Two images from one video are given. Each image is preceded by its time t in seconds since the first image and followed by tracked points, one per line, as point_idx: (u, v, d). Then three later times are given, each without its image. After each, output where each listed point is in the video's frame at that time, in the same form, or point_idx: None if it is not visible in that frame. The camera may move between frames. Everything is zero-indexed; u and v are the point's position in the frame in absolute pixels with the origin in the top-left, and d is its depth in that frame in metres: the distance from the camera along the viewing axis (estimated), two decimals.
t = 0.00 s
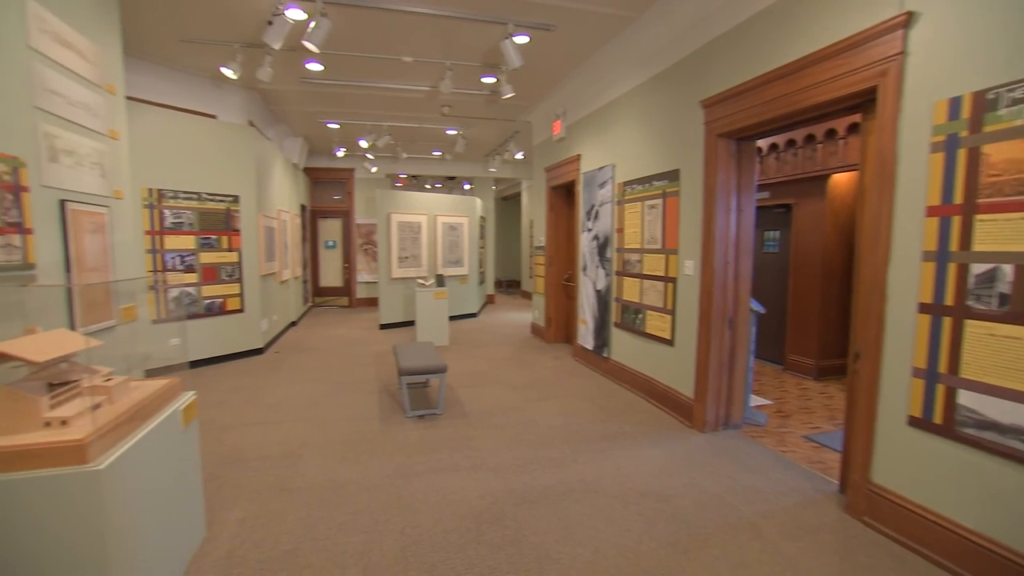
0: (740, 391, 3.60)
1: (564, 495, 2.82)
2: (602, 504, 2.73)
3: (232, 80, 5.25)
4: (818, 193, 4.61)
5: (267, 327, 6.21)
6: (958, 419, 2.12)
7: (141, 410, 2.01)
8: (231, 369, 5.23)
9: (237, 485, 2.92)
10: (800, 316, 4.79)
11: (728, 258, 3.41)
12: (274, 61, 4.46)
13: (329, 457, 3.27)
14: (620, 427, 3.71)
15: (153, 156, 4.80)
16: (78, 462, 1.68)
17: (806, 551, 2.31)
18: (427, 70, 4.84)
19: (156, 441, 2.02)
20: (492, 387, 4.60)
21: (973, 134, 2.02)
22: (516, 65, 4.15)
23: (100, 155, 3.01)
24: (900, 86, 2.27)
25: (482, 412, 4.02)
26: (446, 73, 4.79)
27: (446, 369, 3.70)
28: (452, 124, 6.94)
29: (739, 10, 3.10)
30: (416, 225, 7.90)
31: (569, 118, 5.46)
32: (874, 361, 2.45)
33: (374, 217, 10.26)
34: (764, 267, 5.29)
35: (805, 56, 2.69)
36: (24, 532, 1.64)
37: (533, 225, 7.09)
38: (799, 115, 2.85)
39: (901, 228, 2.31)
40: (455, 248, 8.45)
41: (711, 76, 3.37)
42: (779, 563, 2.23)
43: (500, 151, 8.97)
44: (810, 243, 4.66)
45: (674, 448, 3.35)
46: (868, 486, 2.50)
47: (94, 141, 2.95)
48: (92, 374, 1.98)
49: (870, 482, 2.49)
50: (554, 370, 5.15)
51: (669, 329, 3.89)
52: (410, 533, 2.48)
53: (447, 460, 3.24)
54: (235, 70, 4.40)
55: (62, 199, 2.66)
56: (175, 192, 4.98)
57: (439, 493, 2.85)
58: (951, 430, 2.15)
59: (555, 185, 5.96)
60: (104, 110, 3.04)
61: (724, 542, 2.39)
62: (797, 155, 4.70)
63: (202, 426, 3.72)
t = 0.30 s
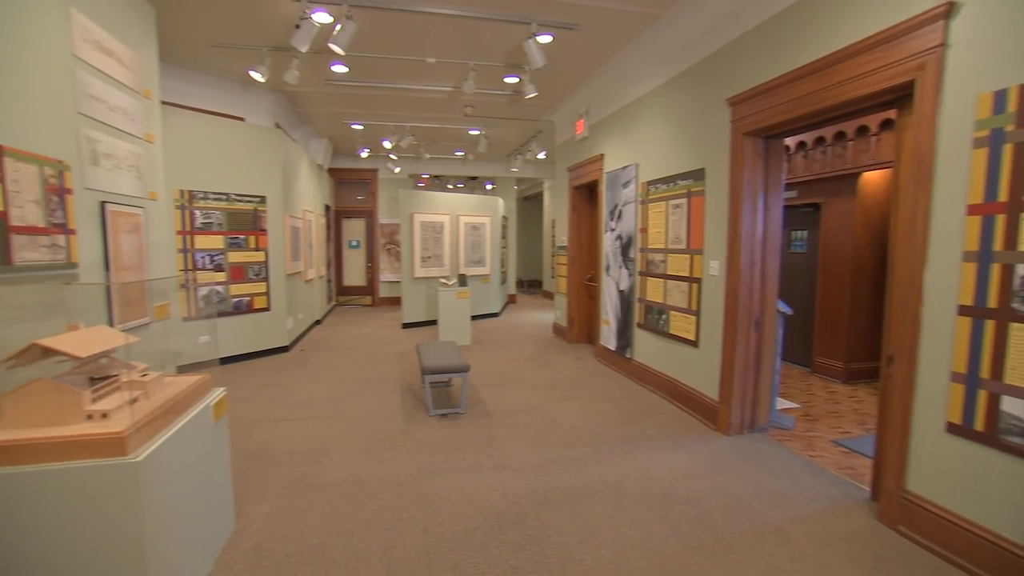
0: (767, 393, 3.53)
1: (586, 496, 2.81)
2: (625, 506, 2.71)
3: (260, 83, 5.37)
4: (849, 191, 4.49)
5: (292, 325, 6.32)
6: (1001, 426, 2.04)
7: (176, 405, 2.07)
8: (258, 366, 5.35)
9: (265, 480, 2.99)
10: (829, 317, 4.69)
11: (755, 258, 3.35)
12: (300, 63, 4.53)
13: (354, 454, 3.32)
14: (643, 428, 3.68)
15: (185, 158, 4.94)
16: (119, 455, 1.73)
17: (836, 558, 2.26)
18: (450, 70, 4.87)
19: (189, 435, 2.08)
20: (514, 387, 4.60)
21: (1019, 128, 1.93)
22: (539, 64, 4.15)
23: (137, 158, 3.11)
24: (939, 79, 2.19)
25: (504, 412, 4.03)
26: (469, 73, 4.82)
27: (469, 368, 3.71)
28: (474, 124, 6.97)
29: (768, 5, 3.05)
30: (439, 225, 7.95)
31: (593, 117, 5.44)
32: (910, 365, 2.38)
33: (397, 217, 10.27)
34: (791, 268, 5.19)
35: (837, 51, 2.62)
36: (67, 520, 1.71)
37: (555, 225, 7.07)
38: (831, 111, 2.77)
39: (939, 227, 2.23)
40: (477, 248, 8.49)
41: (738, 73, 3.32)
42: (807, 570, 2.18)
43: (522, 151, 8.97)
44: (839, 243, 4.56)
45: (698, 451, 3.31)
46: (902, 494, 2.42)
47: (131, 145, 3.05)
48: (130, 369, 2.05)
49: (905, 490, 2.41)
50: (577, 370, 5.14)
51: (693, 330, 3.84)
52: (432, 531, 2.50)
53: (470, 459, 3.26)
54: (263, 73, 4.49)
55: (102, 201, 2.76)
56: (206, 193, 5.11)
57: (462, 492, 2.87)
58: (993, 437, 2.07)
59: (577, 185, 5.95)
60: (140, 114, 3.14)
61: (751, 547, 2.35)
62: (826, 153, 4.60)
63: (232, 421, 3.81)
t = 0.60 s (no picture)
0: (793, 396, 3.46)
1: (608, 497, 2.79)
2: (648, 508, 2.68)
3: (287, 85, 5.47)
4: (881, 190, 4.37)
5: (316, 324, 6.43)
6: None
7: (207, 400, 2.12)
8: (283, 363, 5.45)
9: (291, 475, 3.05)
10: (859, 319, 4.57)
11: (781, 258, 3.28)
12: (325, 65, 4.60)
13: (378, 451, 3.37)
14: (666, 430, 3.64)
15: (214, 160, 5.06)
16: (154, 448, 1.78)
17: (866, 567, 2.20)
18: (472, 71, 4.89)
19: (219, 431, 2.13)
20: (536, 387, 4.60)
21: None
22: (562, 63, 4.14)
23: (171, 160, 3.20)
24: (982, 72, 2.09)
25: (526, 412, 4.03)
26: (492, 73, 4.83)
27: (491, 367, 3.72)
28: (496, 124, 6.98)
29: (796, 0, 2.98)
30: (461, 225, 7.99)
31: (615, 116, 5.41)
32: (947, 370, 2.29)
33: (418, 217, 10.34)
34: (819, 268, 5.08)
35: (870, 45, 2.54)
36: (104, 513, 1.76)
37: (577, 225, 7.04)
38: (863, 107, 2.69)
39: (980, 226, 2.15)
40: (499, 248, 8.51)
41: (765, 70, 3.26)
42: None
43: (544, 151, 8.96)
44: (870, 243, 4.44)
45: (722, 454, 3.25)
46: (939, 503, 2.34)
47: (165, 148, 3.14)
48: (164, 365, 2.12)
49: (943, 499, 2.33)
50: (599, 371, 5.11)
51: (717, 331, 3.79)
52: (455, 529, 2.52)
53: (491, 458, 3.27)
54: (290, 75, 4.58)
55: (137, 202, 2.85)
56: (234, 194, 5.23)
57: (483, 491, 2.87)
58: None
59: (599, 184, 5.91)
60: (173, 117, 3.23)
61: (777, 553, 2.31)
62: (856, 151, 4.48)
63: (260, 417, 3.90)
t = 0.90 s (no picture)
0: (828, 401, 3.36)
1: (635, 500, 2.76)
2: (677, 512, 2.65)
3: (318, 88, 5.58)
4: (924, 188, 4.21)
5: (345, 322, 6.54)
6: None
7: (242, 396, 2.18)
8: (314, 360, 5.57)
9: (322, 471, 3.11)
10: (898, 322, 4.42)
11: (816, 259, 3.19)
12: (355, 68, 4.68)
13: (406, 448, 3.41)
14: (694, 433, 3.58)
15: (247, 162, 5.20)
16: (193, 441, 1.84)
17: None
18: (499, 71, 4.90)
19: (255, 426, 2.19)
20: (562, 387, 4.59)
21: None
22: (589, 62, 4.11)
23: (208, 162, 3.30)
24: None
25: (552, 412, 4.02)
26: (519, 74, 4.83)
27: (518, 366, 3.70)
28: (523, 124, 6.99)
29: None
30: (487, 225, 8.02)
31: (643, 115, 5.35)
32: (998, 376, 2.19)
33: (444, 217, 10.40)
34: (856, 269, 4.93)
35: (913, 38, 2.44)
36: (145, 504, 1.81)
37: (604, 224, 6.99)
38: (905, 102, 2.59)
39: None
40: (525, 248, 8.51)
41: (800, 65, 3.17)
42: None
43: (570, 150, 8.92)
44: (910, 243, 4.30)
45: (753, 459, 3.19)
46: (988, 516, 2.23)
47: (203, 150, 3.23)
48: (201, 362, 2.20)
49: (992, 512, 2.22)
50: (626, 372, 5.07)
51: (748, 332, 3.71)
52: (481, 527, 2.53)
53: (518, 458, 3.27)
54: (321, 78, 4.67)
55: (177, 203, 2.95)
56: (266, 195, 5.37)
57: (510, 491, 2.88)
58: None
59: (627, 184, 5.86)
60: (211, 121, 3.32)
61: (811, 561, 2.25)
62: (896, 147, 4.33)
63: (293, 413, 3.99)
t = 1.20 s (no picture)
0: (861, 405, 3.26)
1: (660, 503, 2.73)
2: (703, 515, 2.60)
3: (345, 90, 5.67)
4: (966, 186, 4.06)
5: (370, 321, 6.63)
6: None
7: (273, 393, 2.23)
8: (339, 358, 5.66)
9: (348, 467, 3.16)
10: (937, 325, 4.27)
11: (849, 259, 3.10)
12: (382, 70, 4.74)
13: (431, 447, 3.44)
14: (721, 436, 3.52)
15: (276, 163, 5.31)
16: (226, 435, 1.88)
17: None
18: (524, 71, 4.90)
19: (285, 422, 2.24)
20: (586, 388, 4.56)
21: None
22: (614, 60, 4.08)
23: (240, 163, 3.38)
24: None
25: (576, 412, 4.00)
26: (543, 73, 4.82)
27: (542, 366, 3.69)
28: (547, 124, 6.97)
29: None
30: (511, 225, 8.02)
31: (670, 113, 5.28)
32: None
33: (468, 217, 10.54)
34: (892, 270, 4.78)
35: (951, 30, 2.34)
36: (181, 495, 1.86)
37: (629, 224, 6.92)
38: (944, 97, 2.49)
39: None
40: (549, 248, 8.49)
41: (832, 61, 3.08)
42: None
43: (595, 150, 8.86)
44: (950, 243, 4.15)
45: (782, 463, 3.11)
46: None
47: (235, 152, 3.31)
48: (233, 358, 2.27)
49: None
50: (650, 373, 5.00)
51: (777, 334, 3.62)
52: (505, 527, 2.53)
53: (541, 458, 3.27)
54: (348, 80, 4.74)
55: (211, 204, 3.03)
56: (294, 195, 5.47)
57: (534, 491, 2.88)
58: None
59: (653, 183, 5.79)
60: (242, 124, 3.40)
61: (844, 570, 2.18)
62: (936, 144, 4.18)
63: (320, 410, 4.07)
